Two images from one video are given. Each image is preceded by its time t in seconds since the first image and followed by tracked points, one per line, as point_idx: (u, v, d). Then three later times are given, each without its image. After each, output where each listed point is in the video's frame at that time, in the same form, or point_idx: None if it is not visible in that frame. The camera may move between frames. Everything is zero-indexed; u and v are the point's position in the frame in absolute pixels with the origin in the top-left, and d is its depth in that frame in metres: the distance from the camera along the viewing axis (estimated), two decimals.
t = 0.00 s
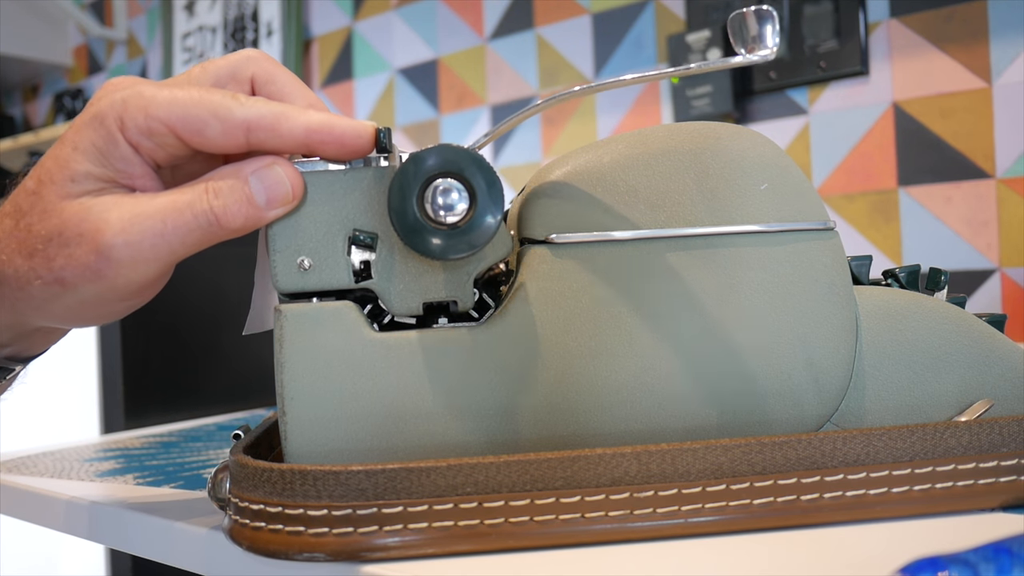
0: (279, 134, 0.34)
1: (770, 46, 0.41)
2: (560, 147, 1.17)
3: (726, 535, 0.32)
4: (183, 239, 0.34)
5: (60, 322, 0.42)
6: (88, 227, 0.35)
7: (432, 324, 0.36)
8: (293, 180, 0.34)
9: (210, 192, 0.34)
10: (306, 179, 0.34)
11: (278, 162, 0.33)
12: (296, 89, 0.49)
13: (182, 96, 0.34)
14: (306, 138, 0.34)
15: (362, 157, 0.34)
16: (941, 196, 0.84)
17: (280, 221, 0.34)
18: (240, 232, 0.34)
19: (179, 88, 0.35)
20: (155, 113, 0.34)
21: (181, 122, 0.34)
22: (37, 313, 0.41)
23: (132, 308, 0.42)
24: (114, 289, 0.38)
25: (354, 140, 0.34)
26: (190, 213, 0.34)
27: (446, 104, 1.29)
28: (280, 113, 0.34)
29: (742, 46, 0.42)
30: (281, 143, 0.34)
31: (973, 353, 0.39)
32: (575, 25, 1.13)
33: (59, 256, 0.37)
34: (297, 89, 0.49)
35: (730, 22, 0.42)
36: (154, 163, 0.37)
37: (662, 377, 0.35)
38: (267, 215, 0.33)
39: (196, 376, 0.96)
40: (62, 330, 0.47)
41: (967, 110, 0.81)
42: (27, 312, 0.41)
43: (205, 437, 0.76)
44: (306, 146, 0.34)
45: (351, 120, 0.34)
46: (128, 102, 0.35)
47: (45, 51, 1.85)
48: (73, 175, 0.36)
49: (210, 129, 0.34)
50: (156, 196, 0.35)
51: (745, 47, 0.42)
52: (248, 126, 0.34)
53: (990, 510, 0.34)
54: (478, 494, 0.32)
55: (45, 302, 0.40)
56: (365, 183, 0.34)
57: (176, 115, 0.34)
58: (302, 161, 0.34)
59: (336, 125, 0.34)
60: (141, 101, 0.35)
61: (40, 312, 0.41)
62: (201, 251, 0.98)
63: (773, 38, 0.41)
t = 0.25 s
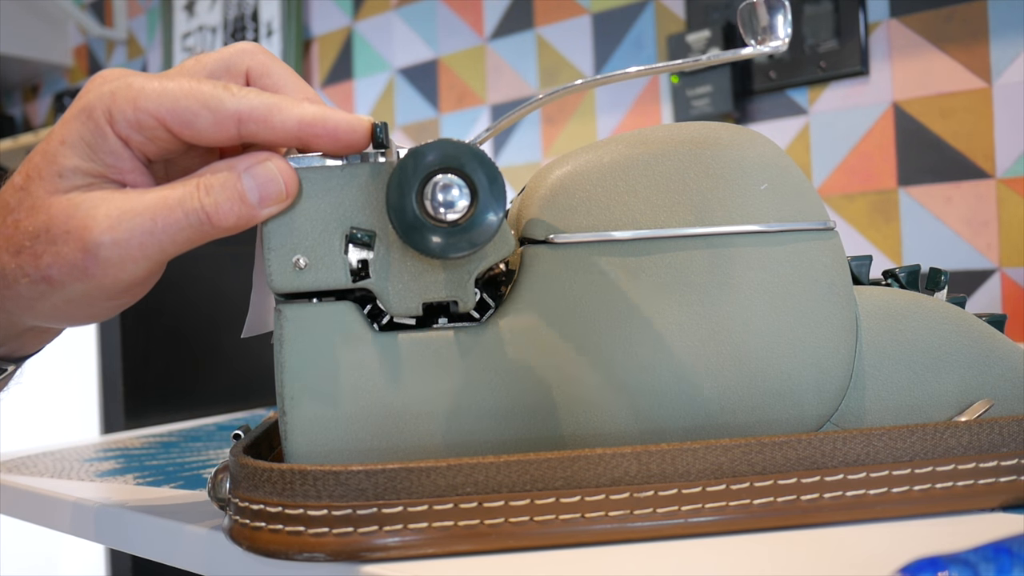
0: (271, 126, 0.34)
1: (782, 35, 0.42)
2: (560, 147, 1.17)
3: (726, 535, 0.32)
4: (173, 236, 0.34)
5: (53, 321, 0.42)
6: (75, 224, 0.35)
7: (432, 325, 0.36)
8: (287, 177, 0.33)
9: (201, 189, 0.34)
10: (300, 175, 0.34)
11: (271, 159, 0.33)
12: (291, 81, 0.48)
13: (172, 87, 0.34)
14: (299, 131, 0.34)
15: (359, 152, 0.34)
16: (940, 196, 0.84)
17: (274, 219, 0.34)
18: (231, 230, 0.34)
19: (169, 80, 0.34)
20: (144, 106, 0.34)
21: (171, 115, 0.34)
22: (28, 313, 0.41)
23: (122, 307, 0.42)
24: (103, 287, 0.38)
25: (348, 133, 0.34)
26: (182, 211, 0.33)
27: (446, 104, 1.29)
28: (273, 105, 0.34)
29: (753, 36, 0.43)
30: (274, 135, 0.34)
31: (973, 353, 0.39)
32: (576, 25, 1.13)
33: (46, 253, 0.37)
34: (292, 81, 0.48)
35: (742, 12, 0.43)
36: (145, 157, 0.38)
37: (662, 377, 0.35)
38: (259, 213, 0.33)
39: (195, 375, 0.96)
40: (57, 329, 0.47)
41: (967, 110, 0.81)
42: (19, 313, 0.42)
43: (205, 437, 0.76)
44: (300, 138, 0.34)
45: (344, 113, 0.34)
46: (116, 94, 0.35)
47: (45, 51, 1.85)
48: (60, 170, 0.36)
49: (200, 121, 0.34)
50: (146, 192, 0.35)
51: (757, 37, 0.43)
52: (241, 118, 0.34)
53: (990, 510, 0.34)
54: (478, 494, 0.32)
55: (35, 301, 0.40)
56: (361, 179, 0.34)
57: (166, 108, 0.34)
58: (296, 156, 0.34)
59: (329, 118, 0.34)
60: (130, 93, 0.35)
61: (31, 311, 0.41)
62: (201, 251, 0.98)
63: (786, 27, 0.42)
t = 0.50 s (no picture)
0: (271, 125, 0.34)
1: (785, 33, 0.42)
2: (560, 147, 1.17)
3: (726, 535, 0.32)
4: (171, 236, 0.34)
5: (51, 320, 0.42)
6: (72, 224, 0.35)
7: (432, 325, 0.35)
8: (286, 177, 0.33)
9: (199, 189, 0.34)
10: (299, 175, 0.34)
11: (270, 158, 0.33)
12: (290, 80, 0.48)
13: (170, 86, 0.34)
14: (298, 130, 0.34)
15: (358, 151, 0.34)
16: (940, 196, 0.84)
17: (273, 219, 0.34)
18: (230, 230, 0.34)
19: (167, 78, 0.34)
20: (141, 105, 0.34)
21: (169, 114, 0.34)
22: (26, 313, 0.41)
23: (121, 306, 0.42)
24: (100, 287, 0.38)
25: (348, 132, 0.34)
26: (180, 211, 0.34)
27: (446, 104, 1.29)
28: (272, 104, 0.34)
29: (755, 34, 0.43)
30: (274, 134, 0.34)
31: (973, 353, 0.39)
32: (576, 25, 1.13)
33: (44, 253, 0.37)
34: (291, 80, 0.48)
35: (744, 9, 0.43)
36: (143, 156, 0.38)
37: (662, 378, 0.35)
38: (257, 213, 0.33)
39: (195, 375, 0.96)
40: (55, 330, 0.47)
41: (967, 110, 0.81)
42: (17, 313, 0.42)
43: (205, 437, 0.76)
44: (299, 137, 0.34)
45: (344, 112, 0.34)
46: (114, 93, 0.35)
47: (45, 51, 1.85)
48: (58, 170, 0.37)
49: (198, 119, 0.34)
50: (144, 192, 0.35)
51: (760, 35, 0.43)
52: (240, 117, 0.34)
53: (990, 510, 0.34)
54: (478, 494, 0.32)
55: (31, 301, 0.40)
56: (361, 178, 0.34)
57: (164, 107, 0.34)
58: (295, 156, 0.34)
59: (329, 117, 0.34)
60: (127, 91, 0.35)
61: (29, 311, 0.41)
62: (200, 251, 0.98)
63: (788, 25, 0.42)
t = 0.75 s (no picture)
0: (271, 126, 0.34)
1: (781, 36, 0.42)
2: (560, 147, 1.17)
3: (726, 535, 0.32)
4: (174, 236, 0.34)
5: (53, 320, 0.42)
6: (75, 224, 0.35)
7: (432, 325, 0.36)
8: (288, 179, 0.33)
9: (201, 189, 0.34)
10: (301, 175, 0.34)
11: (271, 159, 0.33)
12: (290, 81, 0.48)
13: (172, 87, 0.34)
14: (298, 131, 0.34)
15: (359, 152, 0.34)
16: (941, 196, 0.84)
17: (275, 219, 0.34)
18: (232, 230, 0.34)
19: (169, 80, 0.35)
20: (144, 106, 0.35)
21: (171, 115, 0.34)
22: (28, 313, 0.41)
23: (122, 306, 0.42)
24: (104, 287, 0.38)
25: (347, 133, 0.34)
26: (182, 211, 0.34)
27: (446, 104, 1.29)
28: (272, 105, 0.34)
29: (752, 36, 0.43)
30: (274, 135, 0.34)
31: (973, 353, 0.39)
32: (576, 25, 1.13)
33: (47, 253, 0.37)
34: (292, 82, 0.48)
35: (741, 13, 0.43)
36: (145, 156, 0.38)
37: (662, 378, 0.35)
38: (259, 213, 0.33)
39: (195, 375, 0.96)
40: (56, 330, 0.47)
41: (967, 110, 0.81)
42: (20, 312, 0.42)
43: (205, 437, 0.76)
44: (299, 138, 0.34)
45: (343, 113, 0.34)
46: (116, 94, 0.35)
47: (45, 51, 1.85)
48: (61, 170, 0.36)
49: (200, 121, 0.34)
50: (147, 193, 0.35)
51: (756, 38, 0.43)
52: (240, 118, 0.34)
53: (990, 510, 0.34)
54: (478, 494, 0.32)
55: (34, 300, 0.40)
56: (362, 179, 0.34)
57: (166, 108, 0.34)
58: (296, 156, 0.34)
59: (328, 118, 0.34)
60: (130, 93, 0.35)
61: (31, 311, 0.41)
62: (200, 251, 0.98)
63: (784, 29, 0.42)
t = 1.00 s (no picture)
0: (270, 126, 0.34)
1: (779, 38, 0.42)
2: (560, 147, 1.17)
3: (725, 535, 0.32)
4: (175, 236, 0.34)
5: (54, 321, 0.42)
6: (78, 224, 0.35)
7: (432, 324, 0.36)
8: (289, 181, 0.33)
9: (202, 190, 0.34)
10: (301, 176, 0.34)
11: (272, 160, 0.33)
12: (289, 83, 0.48)
13: (171, 87, 0.34)
14: (298, 131, 0.34)
15: (357, 154, 0.34)
16: (941, 196, 0.84)
17: (276, 220, 0.34)
18: (232, 231, 0.34)
19: (168, 80, 0.34)
20: (143, 106, 0.35)
21: (170, 115, 0.34)
22: (30, 314, 0.42)
23: (123, 306, 0.42)
24: (106, 287, 0.38)
25: (346, 135, 0.34)
26: (183, 212, 0.33)
27: (445, 104, 1.29)
28: (271, 105, 0.34)
29: (750, 38, 0.43)
30: (272, 135, 0.34)
31: (973, 353, 0.39)
32: (576, 25, 1.13)
33: (49, 254, 0.37)
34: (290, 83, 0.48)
35: (739, 13, 0.43)
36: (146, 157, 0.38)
37: (662, 378, 0.35)
38: (261, 214, 0.33)
39: (196, 375, 0.96)
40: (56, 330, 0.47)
41: (967, 110, 0.81)
42: (21, 313, 0.42)
43: (205, 437, 0.76)
44: (298, 137, 0.34)
45: (343, 115, 0.34)
46: (116, 95, 0.35)
47: (45, 51, 1.85)
48: (63, 171, 0.36)
49: (199, 120, 0.34)
50: (148, 194, 0.34)
51: (755, 39, 0.43)
52: (239, 117, 0.34)
53: (990, 510, 0.34)
54: (478, 494, 0.32)
55: (36, 301, 0.40)
56: (362, 180, 0.34)
57: (166, 108, 0.34)
58: (297, 157, 0.34)
59: (328, 119, 0.34)
60: (129, 92, 0.35)
61: (33, 311, 0.41)
62: (200, 251, 0.98)
63: (783, 30, 0.42)
